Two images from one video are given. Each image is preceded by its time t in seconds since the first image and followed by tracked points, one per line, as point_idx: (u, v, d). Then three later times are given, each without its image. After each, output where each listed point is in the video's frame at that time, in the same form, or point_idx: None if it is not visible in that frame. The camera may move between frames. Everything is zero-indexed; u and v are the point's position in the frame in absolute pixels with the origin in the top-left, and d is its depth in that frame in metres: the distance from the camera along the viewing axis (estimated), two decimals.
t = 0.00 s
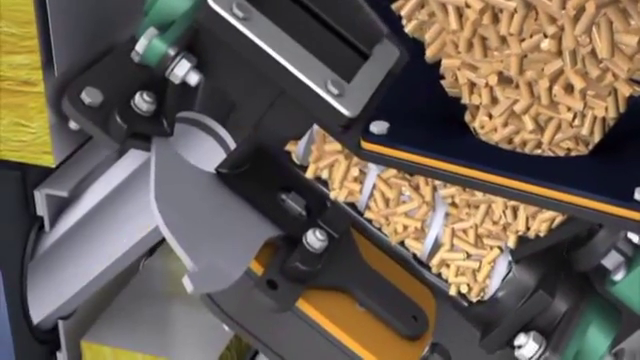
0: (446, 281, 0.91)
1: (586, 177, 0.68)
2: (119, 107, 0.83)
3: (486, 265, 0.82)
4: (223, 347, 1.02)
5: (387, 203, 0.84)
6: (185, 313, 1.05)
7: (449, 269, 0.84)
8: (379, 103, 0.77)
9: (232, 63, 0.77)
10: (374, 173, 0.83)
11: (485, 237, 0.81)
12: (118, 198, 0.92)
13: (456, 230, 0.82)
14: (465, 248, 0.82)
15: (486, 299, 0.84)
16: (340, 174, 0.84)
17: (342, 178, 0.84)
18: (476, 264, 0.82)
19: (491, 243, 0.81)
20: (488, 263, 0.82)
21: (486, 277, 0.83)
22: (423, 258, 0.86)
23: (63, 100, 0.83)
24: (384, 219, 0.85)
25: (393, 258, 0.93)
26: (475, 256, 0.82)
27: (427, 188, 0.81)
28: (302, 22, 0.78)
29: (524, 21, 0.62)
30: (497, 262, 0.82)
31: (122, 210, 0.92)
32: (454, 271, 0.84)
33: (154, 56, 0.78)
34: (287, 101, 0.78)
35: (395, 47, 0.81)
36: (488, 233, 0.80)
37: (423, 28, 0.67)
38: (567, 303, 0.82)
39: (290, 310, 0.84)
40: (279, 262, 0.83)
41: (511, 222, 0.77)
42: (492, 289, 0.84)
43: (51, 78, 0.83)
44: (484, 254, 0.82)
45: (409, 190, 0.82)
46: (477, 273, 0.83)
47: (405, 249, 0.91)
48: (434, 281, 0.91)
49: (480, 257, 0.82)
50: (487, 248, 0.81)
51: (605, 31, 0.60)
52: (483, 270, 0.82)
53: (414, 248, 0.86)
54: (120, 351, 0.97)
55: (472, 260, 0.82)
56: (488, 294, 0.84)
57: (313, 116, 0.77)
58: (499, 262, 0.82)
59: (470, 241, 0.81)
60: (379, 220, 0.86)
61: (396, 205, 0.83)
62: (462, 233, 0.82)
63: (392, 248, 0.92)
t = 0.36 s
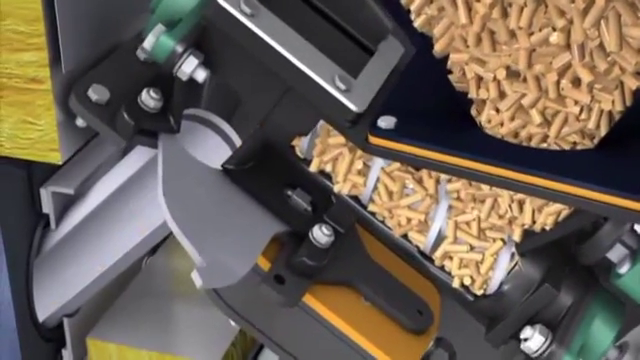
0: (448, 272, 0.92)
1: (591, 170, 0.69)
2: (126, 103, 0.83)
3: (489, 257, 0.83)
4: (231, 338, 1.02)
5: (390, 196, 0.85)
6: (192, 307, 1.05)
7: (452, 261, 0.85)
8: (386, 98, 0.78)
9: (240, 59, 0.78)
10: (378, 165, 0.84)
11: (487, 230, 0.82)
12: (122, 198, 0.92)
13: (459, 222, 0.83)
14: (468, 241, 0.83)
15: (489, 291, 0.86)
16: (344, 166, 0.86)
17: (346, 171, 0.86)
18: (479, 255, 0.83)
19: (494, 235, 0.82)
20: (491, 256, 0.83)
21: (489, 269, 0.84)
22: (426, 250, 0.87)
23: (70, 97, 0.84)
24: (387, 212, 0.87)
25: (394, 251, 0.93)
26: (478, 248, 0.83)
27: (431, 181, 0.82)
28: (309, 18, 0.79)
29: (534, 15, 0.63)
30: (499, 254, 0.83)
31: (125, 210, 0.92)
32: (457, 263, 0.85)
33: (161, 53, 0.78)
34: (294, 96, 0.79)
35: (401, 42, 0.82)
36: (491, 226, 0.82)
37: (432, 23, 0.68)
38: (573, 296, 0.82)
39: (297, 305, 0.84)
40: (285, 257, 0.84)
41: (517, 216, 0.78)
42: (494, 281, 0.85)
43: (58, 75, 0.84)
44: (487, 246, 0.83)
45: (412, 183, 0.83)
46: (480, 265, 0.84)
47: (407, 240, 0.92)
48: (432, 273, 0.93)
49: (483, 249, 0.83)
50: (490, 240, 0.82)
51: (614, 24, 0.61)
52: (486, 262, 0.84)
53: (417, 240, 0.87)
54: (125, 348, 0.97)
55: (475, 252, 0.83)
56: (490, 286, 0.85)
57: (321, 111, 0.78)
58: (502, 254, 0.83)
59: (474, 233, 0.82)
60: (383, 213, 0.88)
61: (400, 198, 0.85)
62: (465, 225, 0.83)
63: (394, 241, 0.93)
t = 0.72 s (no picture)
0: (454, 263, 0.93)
1: (603, 161, 0.70)
2: (136, 98, 0.83)
3: (495, 247, 0.84)
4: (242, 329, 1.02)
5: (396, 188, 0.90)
6: (198, 302, 1.05)
7: (458, 252, 0.86)
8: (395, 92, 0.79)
9: (252, 53, 0.79)
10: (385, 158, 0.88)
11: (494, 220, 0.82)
12: (126, 198, 0.91)
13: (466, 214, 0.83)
14: (474, 231, 0.83)
15: (495, 283, 0.86)
16: (351, 158, 0.89)
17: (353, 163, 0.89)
18: (485, 246, 0.84)
19: (501, 225, 0.82)
20: (497, 245, 0.83)
21: (495, 259, 0.85)
22: (431, 240, 0.92)
23: (80, 93, 0.84)
24: (394, 204, 0.90)
25: (401, 245, 0.94)
26: (483, 238, 0.84)
27: (437, 173, 0.87)
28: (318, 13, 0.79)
29: (548, 6, 0.64)
30: (505, 244, 0.83)
31: (129, 211, 0.91)
32: (463, 254, 0.86)
33: (172, 48, 0.79)
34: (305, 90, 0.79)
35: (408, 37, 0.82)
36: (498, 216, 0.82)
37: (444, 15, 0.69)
38: (581, 288, 0.83)
39: (307, 299, 0.85)
40: (295, 252, 0.84)
41: (527, 208, 0.79)
42: (500, 271, 0.85)
43: (68, 71, 0.84)
44: (493, 236, 0.83)
45: (419, 175, 0.87)
46: (486, 255, 0.85)
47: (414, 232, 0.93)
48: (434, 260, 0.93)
49: (489, 239, 0.84)
50: (496, 230, 0.83)
51: (627, 16, 0.62)
52: (492, 252, 0.84)
53: (423, 230, 0.91)
54: (134, 344, 0.97)
55: (481, 242, 0.84)
56: (496, 277, 0.86)
57: (331, 106, 0.79)
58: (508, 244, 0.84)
59: (480, 223, 0.83)
60: (389, 205, 0.91)
61: (406, 189, 0.89)
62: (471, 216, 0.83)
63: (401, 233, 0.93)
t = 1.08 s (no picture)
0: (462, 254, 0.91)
1: (618, 150, 0.71)
2: (149, 93, 0.83)
3: (504, 236, 0.85)
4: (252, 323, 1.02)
5: (406, 178, 0.88)
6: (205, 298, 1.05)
7: (467, 241, 0.87)
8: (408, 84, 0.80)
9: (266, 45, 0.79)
10: (394, 147, 0.87)
11: (502, 209, 0.84)
12: (134, 194, 0.91)
13: (474, 203, 0.85)
14: (482, 220, 0.85)
15: (502, 273, 0.88)
16: (360, 149, 0.89)
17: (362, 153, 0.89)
18: (494, 234, 0.85)
19: (509, 214, 0.84)
20: (506, 233, 0.85)
21: (503, 248, 0.86)
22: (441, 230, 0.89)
23: (93, 88, 0.85)
24: (402, 194, 0.89)
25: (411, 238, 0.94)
26: (492, 227, 0.85)
27: (445, 162, 0.85)
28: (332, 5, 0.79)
29: None
30: (514, 232, 0.85)
31: (137, 207, 0.91)
32: (471, 243, 0.87)
33: (186, 42, 0.79)
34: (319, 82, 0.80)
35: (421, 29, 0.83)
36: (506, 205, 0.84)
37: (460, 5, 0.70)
38: (591, 278, 0.84)
39: (320, 291, 0.85)
40: (308, 245, 0.85)
41: (539, 199, 0.80)
42: (509, 260, 0.87)
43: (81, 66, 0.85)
44: (501, 225, 0.85)
45: (428, 164, 0.86)
46: (495, 243, 0.86)
47: (422, 223, 0.91)
48: (442, 252, 0.92)
49: (498, 228, 0.85)
50: (505, 219, 0.85)
51: None
52: (501, 241, 0.86)
53: (432, 221, 0.89)
54: (144, 340, 0.97)
55: (490, 231, 0.86)
56: (504, 266, 0.87)
57: (344, 97, 0.79)
58: (517, 233, 0.85)
59: (488, 212, 0.85)
60: (398, 195, 0.90)
61: (415, 179, 0.87)
62: (479, 205, 0.85)
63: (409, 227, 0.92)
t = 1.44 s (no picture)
0: (473, 242, 0.94)
1: (635, 137, 0.71)
2: (165, 86, 0.84)
3: (515, 223, 0.88)
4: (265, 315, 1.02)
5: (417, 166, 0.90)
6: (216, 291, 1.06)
7: (478, 228, 0.91)
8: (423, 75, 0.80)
9: (282, 36, 0.79)
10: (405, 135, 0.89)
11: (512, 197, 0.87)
12: (147, 188, 0.92)
13: (485, 191, 0.87)
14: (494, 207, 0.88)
15: (512, 260, 0.91)
16: (371, 138, 0.90)
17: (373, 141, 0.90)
18: (505, 221, 0.88)
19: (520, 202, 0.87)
20: (517, 221, 0.88)
21: (514, 235, 0.89)
22: (452, 219, 0.92)
23: (108, 81, 0.85)
24: (414, 182, 0.91)
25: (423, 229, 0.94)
26: (503, 214, 0.88)
27: (457, 151, 0.87)
28: None
29: None
30: (525, 220, 0.87)
31: (151, 200, 0.92)
32: (483, 230, 0.90)
33: (202, 33, 0.80)
34: (335, 73, 0.80)
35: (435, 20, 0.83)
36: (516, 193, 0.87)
37: None
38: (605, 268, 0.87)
39: (336, 283, 0.85)
40: (323, 237, 0.85)
41: (554, 188, 0.81)
42: (519, 248, 0.90)
43: (96, 60, 0.85)
44: (512, 212, 0.88)
45: (440, 153, 0.88)
46: (506, 230, 0.89)
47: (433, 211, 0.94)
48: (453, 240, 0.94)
49: (509, 215, 0.88)
50: (516, 206, 0.87)
51: None
52: (512, 228, 0.88)
53: (442, 209, 0.91)
54: (156, 334, 0.97)
55: (501, 219, 0.88)
56: (515, 253, 0.90)
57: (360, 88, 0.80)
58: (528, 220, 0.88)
59: (499, 200, 0.87)
60: (409, 183, 0.92)
61: (426, 167, 0.90)
62: (490, 194, 0.87)
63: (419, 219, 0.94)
